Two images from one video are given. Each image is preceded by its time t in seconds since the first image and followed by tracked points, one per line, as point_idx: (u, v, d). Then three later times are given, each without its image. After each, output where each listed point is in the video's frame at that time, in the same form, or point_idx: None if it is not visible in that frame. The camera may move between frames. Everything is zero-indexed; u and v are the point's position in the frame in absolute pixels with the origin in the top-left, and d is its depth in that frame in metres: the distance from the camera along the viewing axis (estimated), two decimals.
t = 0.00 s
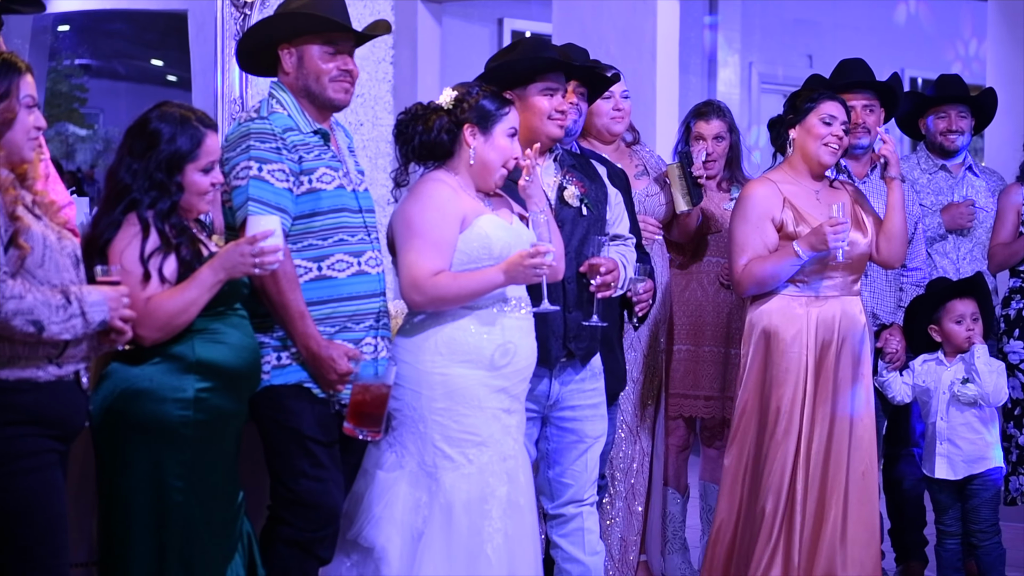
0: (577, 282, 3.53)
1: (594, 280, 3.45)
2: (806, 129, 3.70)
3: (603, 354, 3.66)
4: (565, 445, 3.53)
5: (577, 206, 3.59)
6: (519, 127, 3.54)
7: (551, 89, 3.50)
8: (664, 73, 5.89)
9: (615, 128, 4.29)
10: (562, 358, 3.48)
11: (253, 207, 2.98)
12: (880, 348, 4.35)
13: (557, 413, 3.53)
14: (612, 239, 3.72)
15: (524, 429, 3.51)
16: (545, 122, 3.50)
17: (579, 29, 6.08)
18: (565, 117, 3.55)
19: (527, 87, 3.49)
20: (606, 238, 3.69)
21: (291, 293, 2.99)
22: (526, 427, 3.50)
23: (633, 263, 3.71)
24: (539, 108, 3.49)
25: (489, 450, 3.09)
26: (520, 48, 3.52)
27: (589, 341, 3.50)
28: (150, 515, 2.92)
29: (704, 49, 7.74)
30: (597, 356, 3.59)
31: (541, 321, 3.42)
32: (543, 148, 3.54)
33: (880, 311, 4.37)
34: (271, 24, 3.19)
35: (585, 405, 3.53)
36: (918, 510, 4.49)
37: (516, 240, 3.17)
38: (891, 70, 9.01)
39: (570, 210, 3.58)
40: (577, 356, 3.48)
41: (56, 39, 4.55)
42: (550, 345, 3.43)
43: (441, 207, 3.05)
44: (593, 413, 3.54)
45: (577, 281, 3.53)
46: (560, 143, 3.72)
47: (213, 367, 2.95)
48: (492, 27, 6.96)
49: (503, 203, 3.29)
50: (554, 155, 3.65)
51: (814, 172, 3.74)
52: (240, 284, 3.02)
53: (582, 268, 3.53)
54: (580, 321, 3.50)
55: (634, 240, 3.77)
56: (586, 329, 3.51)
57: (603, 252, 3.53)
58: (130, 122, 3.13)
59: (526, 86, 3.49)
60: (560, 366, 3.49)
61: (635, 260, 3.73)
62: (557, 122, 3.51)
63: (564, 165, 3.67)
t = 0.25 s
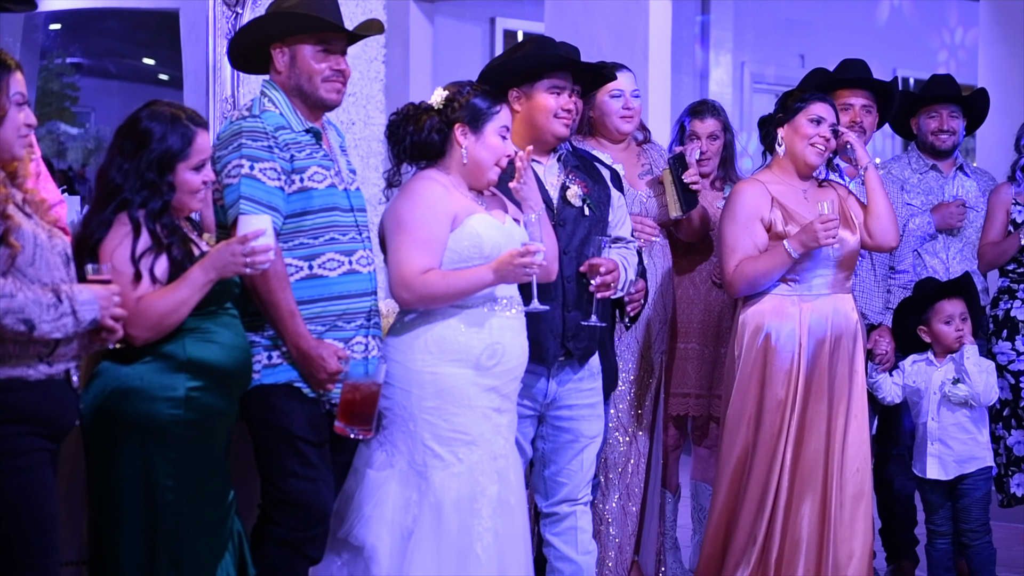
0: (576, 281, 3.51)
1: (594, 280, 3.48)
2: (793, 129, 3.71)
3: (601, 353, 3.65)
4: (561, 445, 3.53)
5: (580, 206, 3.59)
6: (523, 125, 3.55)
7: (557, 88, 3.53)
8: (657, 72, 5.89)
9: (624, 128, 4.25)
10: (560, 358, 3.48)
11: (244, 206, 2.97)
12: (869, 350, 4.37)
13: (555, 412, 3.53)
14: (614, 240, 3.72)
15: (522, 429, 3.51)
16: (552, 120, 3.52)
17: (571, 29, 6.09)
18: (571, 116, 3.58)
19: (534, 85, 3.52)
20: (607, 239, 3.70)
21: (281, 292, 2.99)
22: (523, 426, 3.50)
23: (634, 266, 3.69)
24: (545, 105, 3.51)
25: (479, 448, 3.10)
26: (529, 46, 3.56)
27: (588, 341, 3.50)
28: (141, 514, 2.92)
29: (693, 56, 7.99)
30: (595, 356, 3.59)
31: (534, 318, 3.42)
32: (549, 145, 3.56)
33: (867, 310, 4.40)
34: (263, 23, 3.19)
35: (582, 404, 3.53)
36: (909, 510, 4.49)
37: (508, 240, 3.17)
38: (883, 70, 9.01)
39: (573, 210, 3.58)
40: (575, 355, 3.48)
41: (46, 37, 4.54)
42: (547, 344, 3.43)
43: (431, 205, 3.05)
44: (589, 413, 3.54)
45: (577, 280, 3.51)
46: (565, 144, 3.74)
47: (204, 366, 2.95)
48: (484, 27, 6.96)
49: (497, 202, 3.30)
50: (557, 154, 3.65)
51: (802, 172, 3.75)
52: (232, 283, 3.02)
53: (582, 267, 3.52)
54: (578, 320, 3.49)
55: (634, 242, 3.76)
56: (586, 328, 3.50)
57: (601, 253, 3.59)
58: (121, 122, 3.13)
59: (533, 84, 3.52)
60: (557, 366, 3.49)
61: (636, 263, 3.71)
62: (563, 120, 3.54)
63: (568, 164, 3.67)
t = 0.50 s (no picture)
0: (572, 278, 3.49)
1: (590, 279, 3.48)
2: (779, 124, 3.73)
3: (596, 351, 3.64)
4: (555, 443, 3.51)
5: (575, 205, 3.56)
6: (521, 122, 3.52)
7: (554, 86, 3.50)
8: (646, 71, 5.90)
9: (624, 128, 4.14)
10: (555, 355, 3.45)
11: (232, 204, 2.97)
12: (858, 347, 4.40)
13: (549, 409, 3.51)
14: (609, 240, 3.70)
15: (515, 426, 3.49)
16: (549, 119, 3.47)
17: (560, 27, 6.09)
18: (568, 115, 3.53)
19: (533, 82, 3.49)
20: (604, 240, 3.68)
21: (269, 291, 2.98)
22: (516, 422, 3.49)
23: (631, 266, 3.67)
24: (543, 103, 3.47)
25: (466, 446, 3.10)
26: (529, 43, 3.53)
27: (583, 339, 3.48)
28: (128, 513, 2.92)
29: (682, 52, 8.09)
30: (591, 354, 3.58)
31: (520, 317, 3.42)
32: (546, 143, 3.52)
33: (859, 308, 4.44)
34: (250, 21, 3.18)
35: (577, 402, 3.51)
36: (896, 507, 4.51)
37: (496, 237, 3.17)
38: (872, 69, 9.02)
39: (569, 208, 3.55)
40: (570, 353, 3.46)
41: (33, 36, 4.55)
42: (541, 341, 3.41)
43: (419, 203, 3.05)
44: (584, 411, 3.53)
45: (573, 278, 3.49)
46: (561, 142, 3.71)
47: (191, 364, 2.95)
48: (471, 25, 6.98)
49: (486, 199, 3.29)
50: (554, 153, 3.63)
51: (791, 169, 3.76)
52: (219, 282, 3.01)
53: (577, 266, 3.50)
54: (573, 318, 3.47)
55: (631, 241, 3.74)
56: (580, 326, 3.49)
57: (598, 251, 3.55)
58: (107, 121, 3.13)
59: (531, 82, 3.49)
60: (552, 363, 3.47)
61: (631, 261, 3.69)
62: (560, 119, 3.49)
63: (564, 164, 3.65)
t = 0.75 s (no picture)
0: (558, 277, 3.48)
1: (575, 276, 3.45)
2: (764, 123, 3.72)
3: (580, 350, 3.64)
4: (541, 441, 3.50)
5: (562, 202, 3.56)
6: (507, 120, 3.52)
7: (541, 83, 3.50)
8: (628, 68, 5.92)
9: (613, 125, 4.13)
10: (540, 353, 3.45)
11: (213, 202, 2.97)
12: (842, 343, 4.42)
13: (534, 408, 3.51)
14: (596, 238, 3.70)
15: (499, 423, 3.47)
16: (535, 116, 3.48)
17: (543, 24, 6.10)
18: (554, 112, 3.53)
19: (519, 80, 3.48)
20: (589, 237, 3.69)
21: (250, 289, 2.98)
22: (499, 419, 3.46)
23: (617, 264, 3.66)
24: (529, 101, 3.47)
25: (448, 444, 3.10)
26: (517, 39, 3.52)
27: (568, 337, 3.48)
28: (108, 512, 2.91)
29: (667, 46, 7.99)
30: (577, 352, 3.58)
31: (503, 316, 3.41)
32: (531, 141, 3.52)
33: (843, 306, 4.47)
34: (231, 18, 3.17)
35: (563, 400, 3.51)
36: (877, 504, 4.54)
37: (478, 235, 3.16)
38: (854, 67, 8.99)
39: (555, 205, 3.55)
40: (555, 351, 3.46)
41: (13, 34, 4.60)
42: (526, 338, 3.41)
43: (401, 201, 3.05)
44: (569, 409, 3.53)
45: (558, 277, 3.49)
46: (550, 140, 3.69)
47: (171, 363, 2.94)
48: (453, 23, 7.05)
49: (468, 197, 3.29)
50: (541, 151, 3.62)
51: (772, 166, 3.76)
52: (199, 281, 3.01)
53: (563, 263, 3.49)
54: (559, 317, 3.47)
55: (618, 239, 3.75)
56: (565, 324, 3.48)
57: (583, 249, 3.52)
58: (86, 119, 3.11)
59: (518, 79, 3.48)
60: (538, 361, 3.47)
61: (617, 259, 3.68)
62: (547, 116, 3.50)
63: (551, 161, 3.63)
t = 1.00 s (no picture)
0: (526, 273, 3.48)
1: (543, 275, 3.45)
2: (732, 123, 3.72)
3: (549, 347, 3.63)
4: (510, 439, 3.50)
5: (530, 200, 3.56)
6: (475, 118, 3.52)
7: (508, 81, 3.49)
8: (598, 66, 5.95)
9: (585, 124, 4.09)
10: (509, 351, 3.45)
11: (180, 200, 2.95)
12: (811, 342, 4.37)
13: (503, 406, 3.50)
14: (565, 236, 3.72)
15: (467, 422, 3.48)
16: (502, 115, 3.48)
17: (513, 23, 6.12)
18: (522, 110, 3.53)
19: (486, 78, 3.48)
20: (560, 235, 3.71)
21: (217, 288, 2.97)
22: (467, 418, 3.47)
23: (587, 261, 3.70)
24: (496, 99, 3.47)
25: (416, 443, 3.09)
26: (483, 37, 3.52)
27: (537, 334, 3.49)
28: (75, 512, 2.90)
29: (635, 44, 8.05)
30: (546, 350, 3.58)
31: (472, 314, 3.41)
32: (499, 139, 3.52)
33: (816, 305, 4.36)
34: (198, 15, 3.16)
35: (532, 399, 3.51)
36: (845, 502, 4.58)
37: (446, 233, 3.16)
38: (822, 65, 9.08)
39: (523, 203, 3.55)
40: (523, 349, 3.46)
41: None
42: (494, 336, 3.40)
43: (368, 199, 3.04)
44: (539, 407, 3.53)
45: (526, 274, 3.48)
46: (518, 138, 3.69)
47: (137, 361, 2.93)
48: (422, 20, 7.06)
49: (435, 196, 3.28)
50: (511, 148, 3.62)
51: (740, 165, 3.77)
52: (166, 280, 3.00)
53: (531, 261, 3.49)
54: (527, 315, 3.47)
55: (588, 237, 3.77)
56: (534, 322, 3.49)
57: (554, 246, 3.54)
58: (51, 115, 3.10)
59: (485, 77, 3.48)
60: (506, 360, 3.47)
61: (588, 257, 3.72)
62: (514, 114, 3.50)
63: (520, 159, 3.62)
